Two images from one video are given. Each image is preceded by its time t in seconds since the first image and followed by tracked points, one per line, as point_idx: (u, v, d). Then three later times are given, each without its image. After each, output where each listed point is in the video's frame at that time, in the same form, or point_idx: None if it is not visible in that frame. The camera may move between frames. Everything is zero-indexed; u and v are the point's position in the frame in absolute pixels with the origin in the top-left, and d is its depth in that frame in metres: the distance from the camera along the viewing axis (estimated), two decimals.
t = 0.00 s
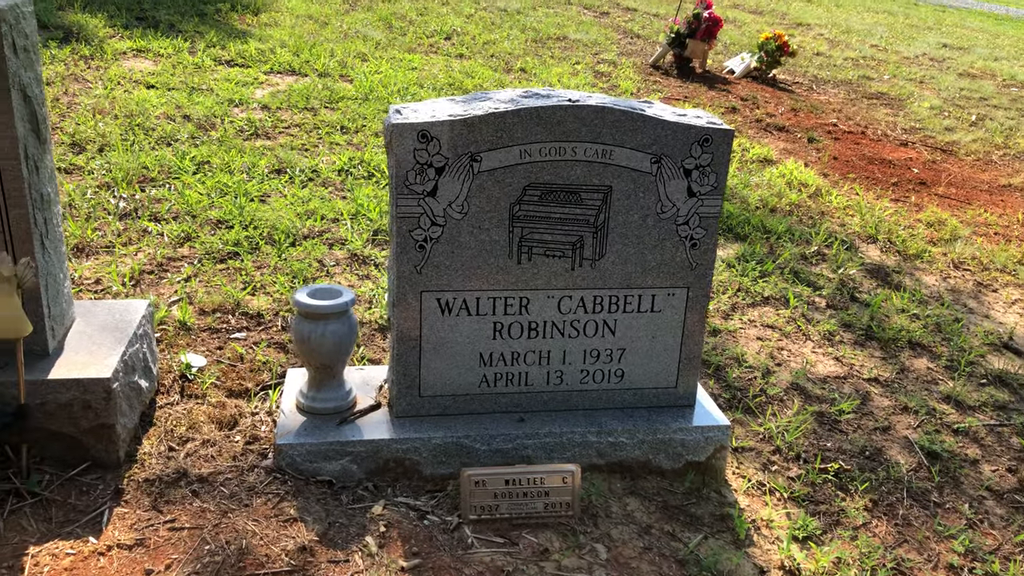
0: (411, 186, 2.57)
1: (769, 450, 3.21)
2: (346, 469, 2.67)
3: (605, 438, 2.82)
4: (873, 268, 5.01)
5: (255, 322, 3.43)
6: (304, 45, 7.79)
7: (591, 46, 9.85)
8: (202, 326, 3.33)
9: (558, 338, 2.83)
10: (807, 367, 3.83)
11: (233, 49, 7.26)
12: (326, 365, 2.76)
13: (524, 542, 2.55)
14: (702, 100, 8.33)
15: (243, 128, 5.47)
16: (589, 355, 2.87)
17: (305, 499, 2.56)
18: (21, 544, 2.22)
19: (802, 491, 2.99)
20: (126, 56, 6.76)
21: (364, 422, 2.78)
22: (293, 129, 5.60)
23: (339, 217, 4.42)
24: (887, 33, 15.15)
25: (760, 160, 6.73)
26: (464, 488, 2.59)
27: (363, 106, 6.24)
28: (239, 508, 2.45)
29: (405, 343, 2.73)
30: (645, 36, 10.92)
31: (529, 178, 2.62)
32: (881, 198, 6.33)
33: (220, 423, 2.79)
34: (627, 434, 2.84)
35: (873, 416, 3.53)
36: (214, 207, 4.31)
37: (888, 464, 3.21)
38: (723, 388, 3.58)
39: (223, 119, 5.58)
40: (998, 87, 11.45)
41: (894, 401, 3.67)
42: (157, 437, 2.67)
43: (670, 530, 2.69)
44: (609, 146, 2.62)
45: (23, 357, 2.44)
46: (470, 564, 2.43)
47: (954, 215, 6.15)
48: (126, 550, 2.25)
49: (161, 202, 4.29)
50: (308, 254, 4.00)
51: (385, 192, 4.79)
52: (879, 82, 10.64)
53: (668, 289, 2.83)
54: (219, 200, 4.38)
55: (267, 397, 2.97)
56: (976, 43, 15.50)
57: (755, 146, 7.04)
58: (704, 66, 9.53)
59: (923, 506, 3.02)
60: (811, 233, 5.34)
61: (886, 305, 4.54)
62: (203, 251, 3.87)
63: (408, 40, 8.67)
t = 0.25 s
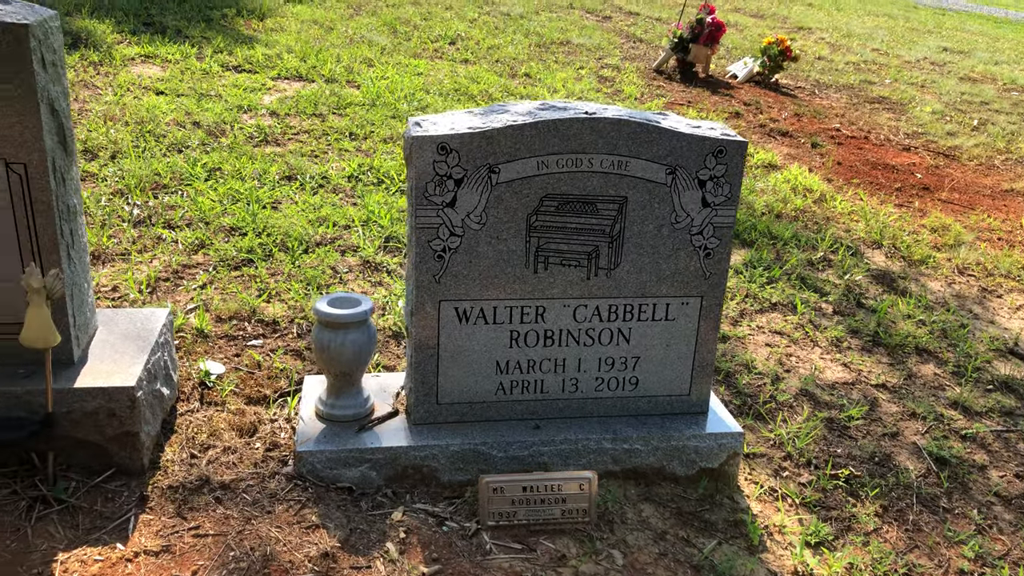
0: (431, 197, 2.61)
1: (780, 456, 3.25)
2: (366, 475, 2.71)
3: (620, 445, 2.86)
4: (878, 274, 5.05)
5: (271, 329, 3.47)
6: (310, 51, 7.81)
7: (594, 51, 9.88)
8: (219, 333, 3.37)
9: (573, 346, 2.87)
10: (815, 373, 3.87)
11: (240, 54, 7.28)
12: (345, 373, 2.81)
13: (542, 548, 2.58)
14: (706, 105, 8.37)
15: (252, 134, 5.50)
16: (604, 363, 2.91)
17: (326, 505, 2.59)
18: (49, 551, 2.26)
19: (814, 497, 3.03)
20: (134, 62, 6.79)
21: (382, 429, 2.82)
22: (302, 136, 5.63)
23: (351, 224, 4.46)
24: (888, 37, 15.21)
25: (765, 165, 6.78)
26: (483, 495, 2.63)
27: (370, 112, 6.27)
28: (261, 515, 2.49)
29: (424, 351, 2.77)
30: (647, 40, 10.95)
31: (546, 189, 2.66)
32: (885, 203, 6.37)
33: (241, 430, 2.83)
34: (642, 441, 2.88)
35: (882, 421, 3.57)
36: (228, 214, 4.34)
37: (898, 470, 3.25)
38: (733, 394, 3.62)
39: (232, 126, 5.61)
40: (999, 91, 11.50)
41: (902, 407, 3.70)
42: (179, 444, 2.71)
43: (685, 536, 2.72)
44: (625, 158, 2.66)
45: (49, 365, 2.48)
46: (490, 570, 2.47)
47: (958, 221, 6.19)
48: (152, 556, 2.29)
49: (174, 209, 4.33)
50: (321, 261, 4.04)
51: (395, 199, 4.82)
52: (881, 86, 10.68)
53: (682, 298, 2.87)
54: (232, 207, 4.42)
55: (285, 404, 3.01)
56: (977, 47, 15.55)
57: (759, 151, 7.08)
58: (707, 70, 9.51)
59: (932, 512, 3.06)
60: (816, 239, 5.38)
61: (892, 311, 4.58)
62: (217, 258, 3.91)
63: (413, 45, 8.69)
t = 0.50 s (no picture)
0: (452, 207, 2.65)
1: (793, 461, 3.29)
2: (387, 480, 2.75)
3: (637, 451, 2.90)
4: (885, 279, 5.09)
5: (289, 335, 3.52)
6: (317, 55, 7.82)
7: (598, 54, 9.89)
8: (238, 339, 3.41)
9: (591, 353, 2.91)
10: (825, 378, 3.91)
11: (248, 59, 7.30)
12: (366, 379, 2.85)
13: (562, 552, 2.62)
14: (711, 108, 8.41)
15: (263, 139, 5.53)
16: (621, 370, 2.95)
17: (350, 510, 2.64)
18: (80, 556, 2.30)
19: (827, 502, 3.07)
20: (143, 67, 6.82)
21: (402, 434, 2.86)
22: (312, 141, 5.66)
23: (364, 230, 4.49)
24: (888, 40, 15.26)
25: (770, 170, 6.82)
26: (503, 500, 2.67)
27: (379, 117, 6.29)
28: (287, 520, 2.53)
29: (444, 358, 2.81)
30: (650, 45, 10.97)
31: (565, 198, 2.71)
32: (890, 208, 6.42)
33: (263, 436, 2.87)
34: (658, 446, 2.92)
35: (892, 426, 3.61)
36: (242, 220, 4.38)
37: (909, 474, 3.29)
38: (745, 399, 3.67)
39: (243, 131, 5.63)
40: (1000, 95, 11.56)
41: (912, 411, 3.75)
42: (203, 450, 2.75)
43: (701, 540, 2.76)
44: (643, 168, 2.71)
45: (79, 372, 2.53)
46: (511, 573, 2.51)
47: (962, 226, 6.24)
48: (181, 561, 2.33)
49: (190, 215, 4.36)
50: (336, 267, 4.08)
51: (407, 204, 4.86)
52: (883, 90, 10.74)
53: (698, 305, 2.91)
54: (246, 213, 4.45)
55: (306, 410, 3.05)
56: (977, 50, 15.62)
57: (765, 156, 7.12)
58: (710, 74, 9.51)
59: (944, 516, 3.10)
60: (823, 243, 5.43)
61: (900, 316, 4.62)
62: (233, 265, 3.95)
63: (418, 49, 8.70)
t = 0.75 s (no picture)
0: (475, 219, 2.72)
1: (804, 466, 3.35)
2: (411, 486, 2.81)
3: (654, 457, 2.97)
4: (891, 285, 5.16)
5: (309, 341, 3.58)
6: (325, 61, 7.83)
7: (602, 60, 9.88)
8: (260, 346, 3.47)
9: (609, 361, 2.97)
10: (834, 383, 3.98)
11: (258, 65, 7.34)
12: (388, 387, 2.91)
13: (582, 556, 2.69)
14: (715, 114, 8.46)
15: (276, 146, 5.58)
16: (638, 377, 3.01)
17: (375, 515, 2.70)
18: (115, 561, 2.36)
19: (839, 506, 3.13)
20: (154, 74, 6.87)
21: (424, 441, 2.93)
22: (324, 148, 5.71)
23: (378, 237, 4.55)
24: (889, 44, 15.34)
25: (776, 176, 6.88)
26: (525, 505, 2.73)
27: (388, 124, 6.33)
28: (315, 525, 2.59)
29: (465, 366, 2.87)
30: (654, 49, 10.93)
31: (585, 210, 2.77)
32: (894, 214, 6.49)
33: (289, 442, 2.94)
34: (674, 452, 2.99)
35: (901, 431, 3.68)
36: (259, 227, 4.44)
37: (918, 478, 3.35)
38: (756, 405, 3.73)
39: (256, 138, 5.68)
40: (1000, 99, 11.64)
41: (920, 417, 3.81)
42: (231, 456, 2.82)
43: (718, 544, 2.83)
44: (662, 180, 2.77)
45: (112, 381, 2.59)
46: None
47: (966, 231, 6.31)
48: (214, 565, 2.40)
49: (207, 222, 4.42)
50: (352, 274, 4.14)
51: (419, 211, 4.92)
52: (884, 95, 10.81)
53: (714, 314, 2.98)
54: (262, 220, 4.51)
55: (329, 416, 3.12)
56: (977, 54, 15.70)
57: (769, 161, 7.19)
58: (714, 79, 9.54)
59: (953, 520, 3.17)
60: (829, 250, 5.50)
61: (906, 321, 4.69)
62: (252, 272, 4.01)
63: (425, 55, 8.70)
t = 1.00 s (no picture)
0: (500, 228, 2.78)
1: (818, 469, 3.42)
2: (435, 488, 2.88)
3: (672, 460, 3.04)
4: (898, 289, 5.23)
5: (330, 346, 3.64)
6: (334, 66, 7.77)
7: (606, 65, 9.62)
8: (283, 350, 3.53)
9: (628, 366, 3.04)
10: (845, 388, 4.04)
11: (268, 70, 7.34)
12: (412, 392, 2.97)
13: (604, 558, 2.75)
14: (722, 117, 8.51)
15: (289, 151, 5.63)
16: (657, 382, 3.08)
17: (402, 517, 2.76)
18: (152, 562, 2.43)
19: (853, 509, 3.20)
20: (165, 79, 6.91)
21: (448, 444, 2.99)
22: (337, 154, 5.75)
23: (394, 243, 4.60)
24: (891, 47, 15.41)
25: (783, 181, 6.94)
26: (548, 507, 2.80)
27: (399, 129, 6.34)
28: (344, 526, 2.66)
29: (488, 372, 2.94)
30: (657, 54, 10.64)
31: (607, 220, 2.84)
32: (900, 219, 6.55)
33: (315, 445, 3.00)
34: (692, 456, 3.06)
35: (912, 434, 3.74)
36: (276, 233, 4.49)
37: (930, 481, 3.42)
38: (769, 408, 3.80)
39: (269, 144, 5.72)
40: (1003, 103, 11.71)
41: (930, 420, 3.87)
42: (259, 459, 2.88)
43: (735, 546, 2.89)
44: (681, 190, 2.84)
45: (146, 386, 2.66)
46: None
47: (971, 236, 6.37)
48: (248, 566, 2.46)
49: (225, 229, 4.48)
50: (370, 280, 4.19)
51: (433, 217, 4.97)
52: (887, 99, 10.88)
53: (731, 320, 3.05)
54: (279, 226, 4.57)
55: (352, 420, 3.18)
56: (978, 57, 15.77)
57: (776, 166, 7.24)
58: (719, 83, 9.49)
59: (964, 522, 3.23)
60: (837, 255, 5.57)
61: (915, 326, 4.75)
62: (272, 278, 4.07)
63: (432, 60, 8.60)
